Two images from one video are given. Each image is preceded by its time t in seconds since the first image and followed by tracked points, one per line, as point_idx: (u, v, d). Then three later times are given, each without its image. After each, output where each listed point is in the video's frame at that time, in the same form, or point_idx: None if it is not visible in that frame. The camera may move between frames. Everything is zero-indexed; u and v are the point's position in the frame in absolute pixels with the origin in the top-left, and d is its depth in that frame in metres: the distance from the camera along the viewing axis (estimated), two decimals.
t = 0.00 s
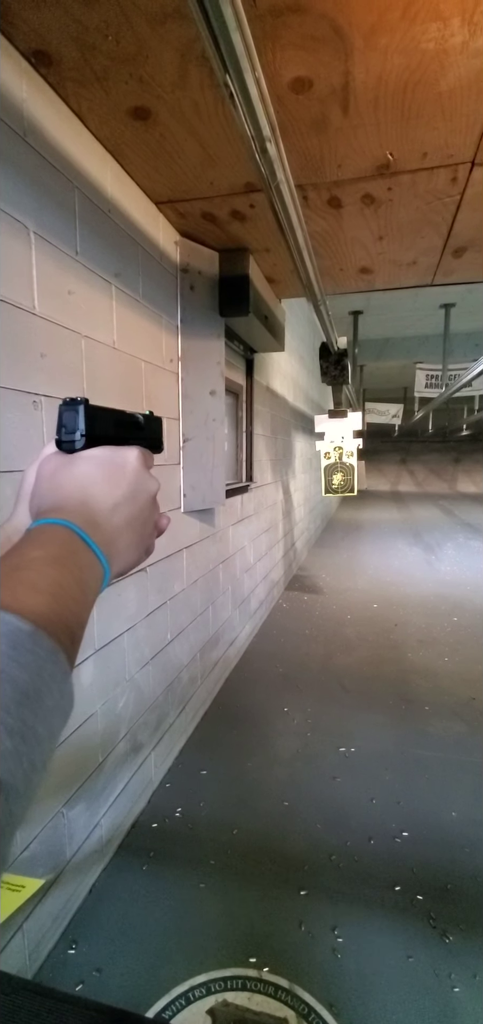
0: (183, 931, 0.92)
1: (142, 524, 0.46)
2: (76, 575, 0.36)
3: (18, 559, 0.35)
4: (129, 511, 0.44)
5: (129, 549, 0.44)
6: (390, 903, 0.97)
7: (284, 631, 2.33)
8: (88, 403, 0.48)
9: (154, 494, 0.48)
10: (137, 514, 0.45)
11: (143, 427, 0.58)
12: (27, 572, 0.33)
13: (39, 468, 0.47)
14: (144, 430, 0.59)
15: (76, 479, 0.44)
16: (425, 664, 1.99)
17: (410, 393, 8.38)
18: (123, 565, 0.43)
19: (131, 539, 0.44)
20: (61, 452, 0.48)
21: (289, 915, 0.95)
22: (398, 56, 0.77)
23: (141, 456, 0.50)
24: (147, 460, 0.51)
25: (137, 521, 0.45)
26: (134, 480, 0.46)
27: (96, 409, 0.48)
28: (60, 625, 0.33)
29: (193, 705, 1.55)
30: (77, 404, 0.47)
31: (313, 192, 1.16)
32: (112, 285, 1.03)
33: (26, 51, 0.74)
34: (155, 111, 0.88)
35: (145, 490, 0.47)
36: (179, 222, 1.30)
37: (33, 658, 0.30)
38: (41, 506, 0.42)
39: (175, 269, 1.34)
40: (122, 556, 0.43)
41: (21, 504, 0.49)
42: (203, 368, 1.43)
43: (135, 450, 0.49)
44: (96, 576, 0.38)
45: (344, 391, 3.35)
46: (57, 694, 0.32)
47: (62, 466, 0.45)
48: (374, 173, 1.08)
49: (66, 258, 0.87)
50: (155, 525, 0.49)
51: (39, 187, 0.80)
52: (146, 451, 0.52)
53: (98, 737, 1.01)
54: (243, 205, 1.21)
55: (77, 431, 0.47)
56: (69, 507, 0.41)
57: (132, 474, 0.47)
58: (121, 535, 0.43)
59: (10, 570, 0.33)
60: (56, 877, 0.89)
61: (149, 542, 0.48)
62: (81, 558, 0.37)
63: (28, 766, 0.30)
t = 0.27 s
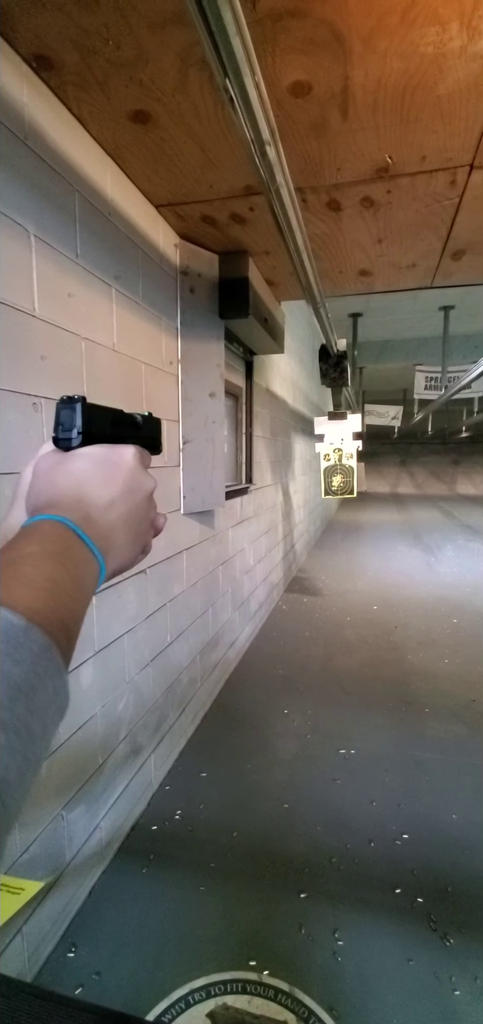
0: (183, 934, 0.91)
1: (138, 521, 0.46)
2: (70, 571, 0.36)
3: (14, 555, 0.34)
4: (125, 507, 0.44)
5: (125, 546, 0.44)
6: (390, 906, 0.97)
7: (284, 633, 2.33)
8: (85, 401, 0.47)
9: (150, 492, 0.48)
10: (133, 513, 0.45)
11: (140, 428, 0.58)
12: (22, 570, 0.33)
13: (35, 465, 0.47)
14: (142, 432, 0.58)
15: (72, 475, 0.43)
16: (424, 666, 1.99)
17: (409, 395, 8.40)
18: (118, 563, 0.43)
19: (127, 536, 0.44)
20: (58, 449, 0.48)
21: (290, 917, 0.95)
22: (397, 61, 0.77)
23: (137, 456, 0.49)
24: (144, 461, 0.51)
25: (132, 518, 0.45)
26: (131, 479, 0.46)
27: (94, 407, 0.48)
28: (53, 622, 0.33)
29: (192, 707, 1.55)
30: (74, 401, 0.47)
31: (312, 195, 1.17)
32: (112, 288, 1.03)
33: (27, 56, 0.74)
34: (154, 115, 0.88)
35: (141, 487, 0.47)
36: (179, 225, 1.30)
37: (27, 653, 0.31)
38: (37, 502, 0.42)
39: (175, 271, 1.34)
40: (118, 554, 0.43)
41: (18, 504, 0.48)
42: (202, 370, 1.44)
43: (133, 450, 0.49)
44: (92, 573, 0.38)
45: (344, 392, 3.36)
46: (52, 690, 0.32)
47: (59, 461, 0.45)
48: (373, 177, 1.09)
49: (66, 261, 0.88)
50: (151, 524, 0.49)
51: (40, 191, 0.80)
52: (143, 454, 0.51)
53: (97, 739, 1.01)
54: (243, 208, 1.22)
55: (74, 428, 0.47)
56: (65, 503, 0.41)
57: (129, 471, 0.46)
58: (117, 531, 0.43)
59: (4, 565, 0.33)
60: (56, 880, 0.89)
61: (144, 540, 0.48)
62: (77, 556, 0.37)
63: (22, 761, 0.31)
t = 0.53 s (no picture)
0: (180, 936, 0.91)
1: (118, 482, 0.44)
2: (35, 539, 0.36)
3: None
4: (100, 465, 0.42)
5: (105, 504, 0.42)
6: (386, 907, 0.97)
7: (281, 634, 2.34)
8: (54, 350, 0.43)
9: (130, 451, 0.46)
10: (115, 483, 0.43)
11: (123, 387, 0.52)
12: None
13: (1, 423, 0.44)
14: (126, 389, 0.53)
15: (37, 434, 0.41)
16: (421, 667, 2.00)
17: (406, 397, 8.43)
18: (96, 529, 0.42)
19: (104, 496, 0.42)
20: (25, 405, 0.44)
21: (287, 919, 0.95)
22: (392, 65, 0.78)
23: (114, 411, 0.46)
24: (121, 420, 0.48)
25: (111, 476, 0.43)
26: (105, 434, 0.44)
27: (64, 358, 0.44)
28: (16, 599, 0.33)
29: (189, 709, 1.55)
30: (41, 351, 0.43)
31: (308, 198, 1.17)
32: (109, 290, 1.03)
33: (23, 58, 0.74)
34: (151, 117, 0.88)
35: (118, 446, 0.45)
36: (176, 226, 1.30)
37: None
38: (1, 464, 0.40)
39: (171, 273, 1.34)
40: (93, 516, 0.41)
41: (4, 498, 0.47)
42: (198, 372, 1.44)
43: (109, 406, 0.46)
44: (61, 544, 0.38)
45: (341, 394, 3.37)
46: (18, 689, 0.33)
47: (25, 421, 0.43)
48: (369, 179, 1.09)
49: (63, 264, 0.88)
50: (132, 489, 0.47)
51: (36, 193, 0.80)
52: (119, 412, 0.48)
53: (94, 742, 1.00)
54: (239, 210, 1.22)
55: (41, 378, 0.43)
56: (29, 466, 0.39)
57: (116, 445, 0.44)
58: (92, 491, 0.41)
59: None
60: (53, 883, 0.89)
61: (127, 506, 0.46)
62: (45, 526, 0.37)
63: None
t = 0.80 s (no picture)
0: (180, 939, 0.91)
1: (129, 526, 0.45)
2: (53, 580, 0.37)
3: None
4: (114, 509, 0.43)
5: (118, 550, 0.44)
6: (387, 910, 0.97)
7: (281, 636, 2.33)
8: (70, 401, 0.46)
9: (142, 494, 0.47)
10: (128, 527, 0.45)
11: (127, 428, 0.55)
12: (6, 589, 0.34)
13: (19, 469, 0.45)
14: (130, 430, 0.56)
15: (57, 481, 0.42)
16: (421, 668, 1.99)
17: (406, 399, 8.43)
18: (110, 571, 0.43)
19: (117, 542, 0.43)
20: (41, 450, 0.47)
21: (287, 922, 0.95)
22: (391, 69, 0.78)
23: (126, 456, 0.48)
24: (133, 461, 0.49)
25: (124, 522, 0.44)
26: (120, 479, 0.45)
27: (78, 407, 0.46)
28: (33, 642, 0.34)
29: (190, 711, 1.55)
30: (58, 402, 0.45)
31: (308, 200, 1.17)
32: (109, 293, 1.04)
33: (24, 63, 0.75)
34: (151, 122, 0.88)
35: (131, 489, 0.45)
36: (176, 229, 1.31)
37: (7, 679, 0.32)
38: (21, 512, 0.41)
39: (171, 276, 1.35)
40: (108, 562, 0.43)
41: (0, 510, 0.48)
42: (199, 374, 1.44)
43: (120, 450, 0.48)
44: (80, 586, 0.39)
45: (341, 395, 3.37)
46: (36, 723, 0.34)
47: (43, 468, 0.44)
48: (368, 182, 1.10)
49: (63, 267, 0.88)
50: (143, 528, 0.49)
51: (37, 197, 0.81)
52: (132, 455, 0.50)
53: (94, 743, 1.00)
54: (239, 213, 1.22)
55: (59, 429, 0.45)
56: (49, 513, 0.40)
57: (131, 488, 0.46)
58: (105, 538, 0.42)
59: None
60: (53, 885, 0.89)
61: (137, 543, 0.47)
62: (64, 568, 0.38)
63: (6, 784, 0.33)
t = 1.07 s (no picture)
0: (180, 941, 0.91)
1: (132, 540, 0.46)
2: (59, 593, 0.37)
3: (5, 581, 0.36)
4: (118, 525, 0.45)
5: (122, 564, 0.45)
6: (388, 913, 0.97)
7: (281, 638, 2.33)
8: (77, 417, 0.48)
9: (144, 509, 0.49)
10: (131, 542, 0.46)
11: (130, 441, 0.57)
12: (11, 602, 0.34)
13: (25, 484, 0.47)
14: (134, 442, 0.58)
15: (64, 495, 0.44)
16: (422, 670, 1.99)
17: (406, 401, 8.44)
18: (113, 585, 0.44)
19: (120, 555, 0.44)
20: (48, 464, 0.49)
21: (287, 925, 0.95)
22: (390, 73, 0.79)
23: (129, 472, 0.51)
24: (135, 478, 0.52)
25: (127, 537, 0.45)
26: (123, 496, 0.47)
27: (84, 422, 0.48)
28: (41, 656, 0.34)
29: (190, 713, 1.55)
30: (65, 418, 0.48)
31: (307, 203, 1.18)
32: (109, 296, 1.04)
33: (24, 68, 0.75)
34: (151, 126, 0.89)
35: (133, 505, 0.48)
36: (175, 232, 1.31)
37: (14, 694, 0.31)
38: (27, 524, 0.42)
39: (171, 280, 1.35)
40: (112, 574, 0.43)
41: (4, 524, 0.48)
42: (199, 377, 1.45)
43: (124, 466, 0.50)
44: (85, 599, 0.39)
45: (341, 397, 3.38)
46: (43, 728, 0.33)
47: (50, 482, 0.45)
48: (367, 185, 1.10)
49: (63, 270, 0.88)
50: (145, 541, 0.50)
51: (37, 201, 0.81)
52: (134, 469, 0.53)
53: (95, 745, 1.01)
54: (239, 216, 1.23)
55: (65, 444, 0.48)
56: (55, 525, 0.41)
57: (134, 504, 0.48)
58: (111, 552, 0.43)
59: None
60: (53, 887, 0.89)
61: (138, 557, 0.49)
62: (68, 579, 0.38)
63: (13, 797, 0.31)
